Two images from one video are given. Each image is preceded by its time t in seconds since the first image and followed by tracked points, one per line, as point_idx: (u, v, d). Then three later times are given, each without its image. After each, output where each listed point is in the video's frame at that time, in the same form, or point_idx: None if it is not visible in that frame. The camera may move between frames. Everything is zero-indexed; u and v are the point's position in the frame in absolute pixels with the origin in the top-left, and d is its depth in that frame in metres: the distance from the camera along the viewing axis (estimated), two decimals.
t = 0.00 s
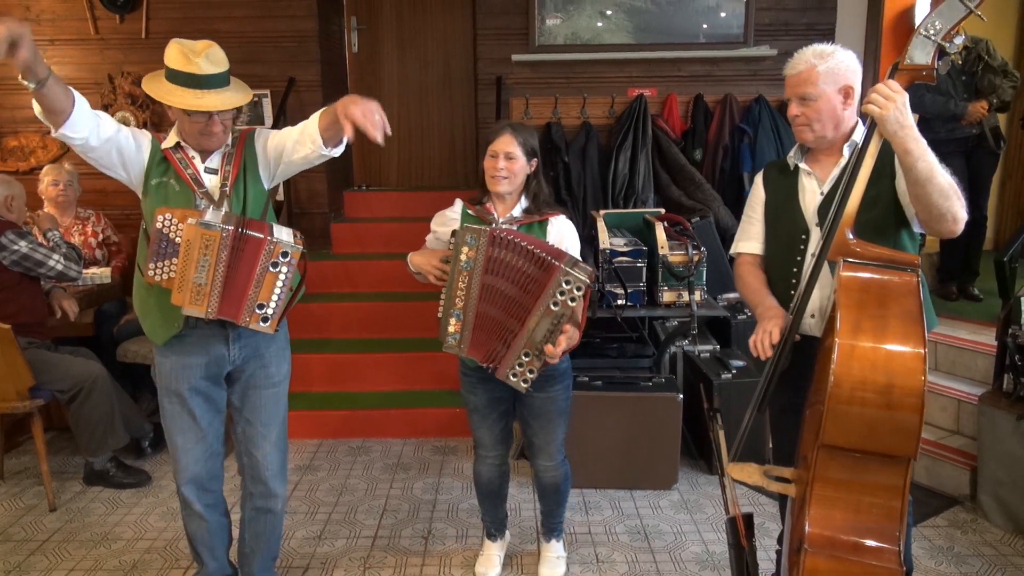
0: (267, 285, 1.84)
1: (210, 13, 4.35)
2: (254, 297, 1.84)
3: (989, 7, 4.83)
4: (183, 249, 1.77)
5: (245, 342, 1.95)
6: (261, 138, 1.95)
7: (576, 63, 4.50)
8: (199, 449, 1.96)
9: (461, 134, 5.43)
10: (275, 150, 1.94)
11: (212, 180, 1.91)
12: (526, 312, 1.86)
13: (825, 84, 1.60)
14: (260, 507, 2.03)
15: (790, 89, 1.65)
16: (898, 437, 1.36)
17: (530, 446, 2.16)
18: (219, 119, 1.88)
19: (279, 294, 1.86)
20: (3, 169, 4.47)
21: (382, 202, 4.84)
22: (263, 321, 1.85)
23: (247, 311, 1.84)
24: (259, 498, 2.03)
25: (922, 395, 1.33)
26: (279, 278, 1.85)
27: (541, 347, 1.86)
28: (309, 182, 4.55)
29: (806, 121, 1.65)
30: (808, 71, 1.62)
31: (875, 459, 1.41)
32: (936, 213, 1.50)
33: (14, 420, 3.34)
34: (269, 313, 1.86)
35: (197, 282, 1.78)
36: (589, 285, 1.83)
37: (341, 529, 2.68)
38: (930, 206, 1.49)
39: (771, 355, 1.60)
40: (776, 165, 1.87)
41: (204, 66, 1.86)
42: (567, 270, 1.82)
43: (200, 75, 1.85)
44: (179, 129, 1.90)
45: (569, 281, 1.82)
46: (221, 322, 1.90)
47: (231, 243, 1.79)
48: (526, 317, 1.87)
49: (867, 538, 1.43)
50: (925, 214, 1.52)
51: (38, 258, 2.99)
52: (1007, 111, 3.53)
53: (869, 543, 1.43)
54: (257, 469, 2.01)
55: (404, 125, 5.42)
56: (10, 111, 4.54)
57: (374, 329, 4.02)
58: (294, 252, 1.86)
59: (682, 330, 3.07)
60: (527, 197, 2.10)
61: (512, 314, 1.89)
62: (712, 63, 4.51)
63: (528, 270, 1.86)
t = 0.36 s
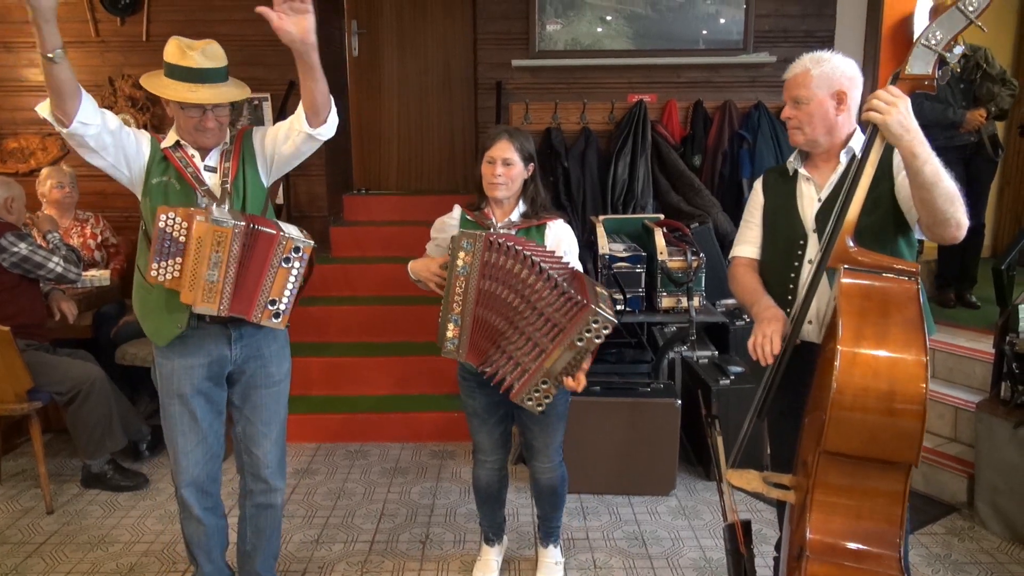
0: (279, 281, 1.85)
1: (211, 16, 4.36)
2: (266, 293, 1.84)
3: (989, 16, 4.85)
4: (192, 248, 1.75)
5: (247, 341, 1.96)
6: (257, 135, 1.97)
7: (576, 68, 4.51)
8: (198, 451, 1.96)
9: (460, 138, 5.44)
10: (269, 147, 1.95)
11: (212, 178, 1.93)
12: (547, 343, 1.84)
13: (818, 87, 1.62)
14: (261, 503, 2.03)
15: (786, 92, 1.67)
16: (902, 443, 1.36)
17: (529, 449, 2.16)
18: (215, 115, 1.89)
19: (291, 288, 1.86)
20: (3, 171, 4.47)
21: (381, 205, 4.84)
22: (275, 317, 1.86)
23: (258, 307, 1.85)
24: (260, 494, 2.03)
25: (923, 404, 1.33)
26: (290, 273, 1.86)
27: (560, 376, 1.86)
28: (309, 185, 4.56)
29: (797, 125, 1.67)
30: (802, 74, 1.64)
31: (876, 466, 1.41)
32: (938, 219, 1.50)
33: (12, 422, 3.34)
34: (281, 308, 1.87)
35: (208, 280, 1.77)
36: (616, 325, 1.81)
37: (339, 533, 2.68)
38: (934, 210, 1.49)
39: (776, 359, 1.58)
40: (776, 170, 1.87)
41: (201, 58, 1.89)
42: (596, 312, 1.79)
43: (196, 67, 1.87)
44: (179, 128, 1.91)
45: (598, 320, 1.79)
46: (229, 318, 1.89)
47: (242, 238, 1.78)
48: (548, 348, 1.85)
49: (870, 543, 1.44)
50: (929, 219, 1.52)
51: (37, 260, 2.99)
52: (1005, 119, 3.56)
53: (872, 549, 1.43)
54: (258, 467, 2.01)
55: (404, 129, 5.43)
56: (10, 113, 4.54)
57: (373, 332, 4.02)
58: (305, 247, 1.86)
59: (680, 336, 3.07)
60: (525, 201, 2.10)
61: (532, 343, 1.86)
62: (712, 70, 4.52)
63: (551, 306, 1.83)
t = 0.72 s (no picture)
0: (259, 298, 1.85)
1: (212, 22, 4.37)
2: (246, 309, 1.83)
3: (986, 27, 4.88)
4: (175, 261, 1.79)
5: (242, 354, 1.94)
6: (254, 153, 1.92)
7: (576, 76, 4.53)
8: (193, 464, 1.93)
9: (460, 145, 5.45)
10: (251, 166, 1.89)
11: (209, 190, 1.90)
12: (547, 310, 1.89)
13: (818, 98, 1.62)
14: (259, 518, 2.02)
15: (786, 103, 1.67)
16: (898, 451, 1.36)
17: (530, 455, 2.16)
18: (208, 116, 1.85)
19: (272, 306, 1.86)
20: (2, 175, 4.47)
21: (380, 211, 4.85)
22: (255, 334, 1.85)
23: (238, 324, 1.84)
24: (257, 511, 2.02)
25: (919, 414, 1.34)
26: (271, 291, 1.86)
27: (578, 336, 1.90)
28: (308, 191, 4.56)
29: (797, 135, 1.67)
30: (803, 86, 1.63)
31: (872, 473, 1.42)
32: (929, 227, 1.51)
33: (9, 426, 3.33)
34: (261, 326, 1.85)
35: (187, 293, 1.78)
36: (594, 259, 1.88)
37: (335, 539, 2.68)
38: (925, 219, 1.50)
39: (771, 365, 1.60)
40: (775, 178, 1.88)
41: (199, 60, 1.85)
42: (570, 257, 1.87)
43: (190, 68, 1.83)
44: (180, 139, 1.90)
45: (575, 264, 1.87)
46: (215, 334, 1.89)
47: (220, 253, 1.79)
48: (551, 314, 1.90)
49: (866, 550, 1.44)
50: (920, 227, 1.53)
51: (36, 264, 2.98)
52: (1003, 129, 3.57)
53: (871, 560, 1.43)
54: (256, 482, 2.00)
55: (403, 135, 5.44)
56: (10, 117, 4.54)
57: (371, 338, 4.02)
58: (288, 266, 1.86)
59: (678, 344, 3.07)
60: (526, 206, 2.11)
61: (537, 317, 1.91)
62: (711, 78, 4.54)
63: (535, 265, 1.90)
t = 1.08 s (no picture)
0: (238, 313, 1.81)
1: (210, 25, 4.38)
2: (223, 322, 1.80)
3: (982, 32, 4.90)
4: (157, 270, 1.79)
5: (228, 367, 1.93)
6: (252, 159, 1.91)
7: (573, 80, 4.54)
8: (179, 474, 1.92)
9: (458, 148, 5.46)
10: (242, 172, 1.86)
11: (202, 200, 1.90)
12: (535, 292, 1.91)
13: (822, 109, 1.62)
14: (248, 535, 2.02)
15: (789, 111, 1.66)
16: (891, 456, 1.36)
17: (528, 458, 2.16)
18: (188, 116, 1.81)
19: (249, 322, 1.82)
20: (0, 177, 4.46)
21: (378, 215, 4.86)
22: (231, 348, 1.81)
23: (215, 336, 1.80)
24: (246, 526, 2.01)
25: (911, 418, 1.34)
26: (251, 306, 1.82)
27: (572, 310, 1.90)
28: (306, 194, 4.57)
29: (804, 142, 1.66)
30: (808, 95, 1.63)
31: (864, 476, 1.42)
32: (917, 230, 1.52)
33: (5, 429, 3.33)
34: (238, 341, 1.81)
35: (166, 302, 1.78)
36: (562, 231, 1.91)
37: (332, 542, 2.68)
38: (911, 222, 1.51)
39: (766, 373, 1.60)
40: (773, 185, 1.89)
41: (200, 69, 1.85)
42: (540, 237, 1.90)
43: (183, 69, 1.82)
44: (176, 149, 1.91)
45: (547, 243, 1.90)
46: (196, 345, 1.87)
47: (200, 264, 1.77)
48: (540, 295, 1.90)
49: (856, 554, 1.44)
50: (907, 230, 1.54)
51: (33, 266, 2.99)
52: (999, 134, 3.58)
53: (861, 560, 1.44)
54: (246, 497, 1.99)
55: (401, 139, 5.44)
56: (8, 119, 4.55)
57: (369, 342, 4.02)
58: (270, 283, 1.83)
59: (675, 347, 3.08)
60: (523, 209, 2.12)
61: (529, 301, 1.91)
62: (709, 83, 4.55)
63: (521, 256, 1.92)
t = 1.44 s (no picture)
0: (222, 322, 1.79)
1: (209, 29, 4.39)
2: (208, 331, 1.79)
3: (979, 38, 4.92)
4: (144, 276, 1.80)
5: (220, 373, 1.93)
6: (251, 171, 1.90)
7: (571, 84, 4.55)
8: (172, 480, 1.93)
9: (456, 152, 5.47)
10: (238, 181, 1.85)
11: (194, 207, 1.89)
12: (525, 295, 1.93)
13: (824, 113, 1.62)
14: (242, 541, 2.02)
15: (789, 117, 1.65)
16: (884, 459, 1.37)
17: (524, 465, 2.16)
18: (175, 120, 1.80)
19: (235, 331, 1.80)
20: None
21: (376, 219, 4.86)
22: (215, 357, 1.79)
23: (198, 344, 1.79)
24: (241, 533, 2.02)
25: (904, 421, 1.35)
26: (235, 315, 1.80)
27: (561, 311, 1.91)
28: (304, 198, 4.57)
29: (808, 147, 1.65)
30: (809, 100, 1.62)
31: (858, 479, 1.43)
32: (915, 240, 1.52)
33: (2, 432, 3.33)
34: (222, 349, 1.80)
35: (152, 309, 1.79)
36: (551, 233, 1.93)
37: (329, 546, 2.68)
38: (908, 229, 1.51)
39: (760, 377, 1.62)
40: (768, 192, 1.90)
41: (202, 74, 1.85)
42: (527, 241, 1.92)
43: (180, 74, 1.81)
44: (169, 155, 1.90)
45: (535, 246, 1.92)
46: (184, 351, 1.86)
47: (185, 271, 1.76)
48: (529, 297, 1.92)
49: (849, 555, 1.44)
50: (905, 239, 1.54)
51: (31, 269, 2.99)
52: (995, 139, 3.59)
53: (856, 563, 1.44)
54: (238, 503, 1.99)
55: (399, 143, 5.45)
56: (7, 123, 4.56)
57: (366, 345, 4.03)
58: (255, 291, 1.80)
59: (672, 352, 3.08)
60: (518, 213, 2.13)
61: (518, 304, 1.93)
62: (706, 88, 4.56)
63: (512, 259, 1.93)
